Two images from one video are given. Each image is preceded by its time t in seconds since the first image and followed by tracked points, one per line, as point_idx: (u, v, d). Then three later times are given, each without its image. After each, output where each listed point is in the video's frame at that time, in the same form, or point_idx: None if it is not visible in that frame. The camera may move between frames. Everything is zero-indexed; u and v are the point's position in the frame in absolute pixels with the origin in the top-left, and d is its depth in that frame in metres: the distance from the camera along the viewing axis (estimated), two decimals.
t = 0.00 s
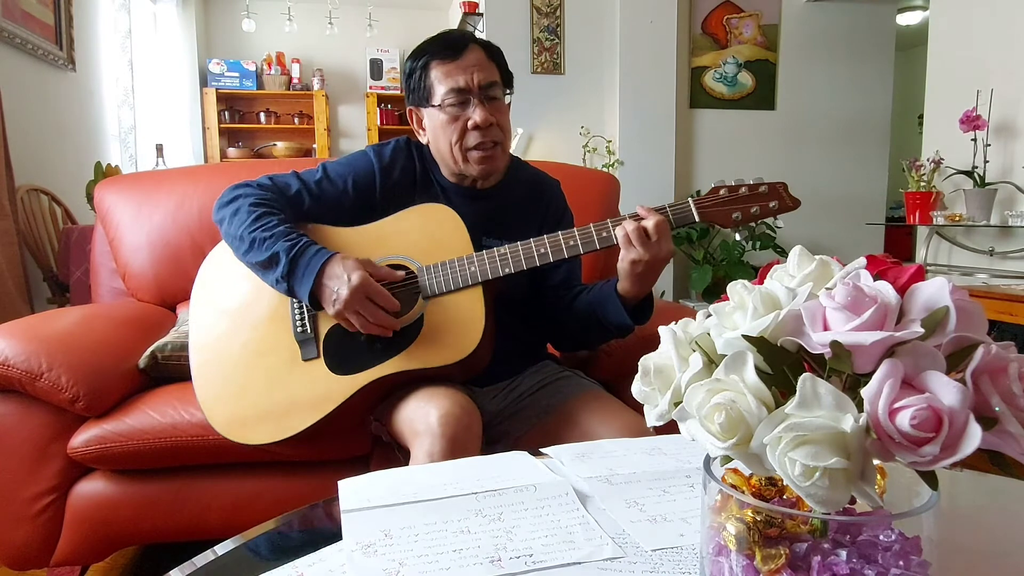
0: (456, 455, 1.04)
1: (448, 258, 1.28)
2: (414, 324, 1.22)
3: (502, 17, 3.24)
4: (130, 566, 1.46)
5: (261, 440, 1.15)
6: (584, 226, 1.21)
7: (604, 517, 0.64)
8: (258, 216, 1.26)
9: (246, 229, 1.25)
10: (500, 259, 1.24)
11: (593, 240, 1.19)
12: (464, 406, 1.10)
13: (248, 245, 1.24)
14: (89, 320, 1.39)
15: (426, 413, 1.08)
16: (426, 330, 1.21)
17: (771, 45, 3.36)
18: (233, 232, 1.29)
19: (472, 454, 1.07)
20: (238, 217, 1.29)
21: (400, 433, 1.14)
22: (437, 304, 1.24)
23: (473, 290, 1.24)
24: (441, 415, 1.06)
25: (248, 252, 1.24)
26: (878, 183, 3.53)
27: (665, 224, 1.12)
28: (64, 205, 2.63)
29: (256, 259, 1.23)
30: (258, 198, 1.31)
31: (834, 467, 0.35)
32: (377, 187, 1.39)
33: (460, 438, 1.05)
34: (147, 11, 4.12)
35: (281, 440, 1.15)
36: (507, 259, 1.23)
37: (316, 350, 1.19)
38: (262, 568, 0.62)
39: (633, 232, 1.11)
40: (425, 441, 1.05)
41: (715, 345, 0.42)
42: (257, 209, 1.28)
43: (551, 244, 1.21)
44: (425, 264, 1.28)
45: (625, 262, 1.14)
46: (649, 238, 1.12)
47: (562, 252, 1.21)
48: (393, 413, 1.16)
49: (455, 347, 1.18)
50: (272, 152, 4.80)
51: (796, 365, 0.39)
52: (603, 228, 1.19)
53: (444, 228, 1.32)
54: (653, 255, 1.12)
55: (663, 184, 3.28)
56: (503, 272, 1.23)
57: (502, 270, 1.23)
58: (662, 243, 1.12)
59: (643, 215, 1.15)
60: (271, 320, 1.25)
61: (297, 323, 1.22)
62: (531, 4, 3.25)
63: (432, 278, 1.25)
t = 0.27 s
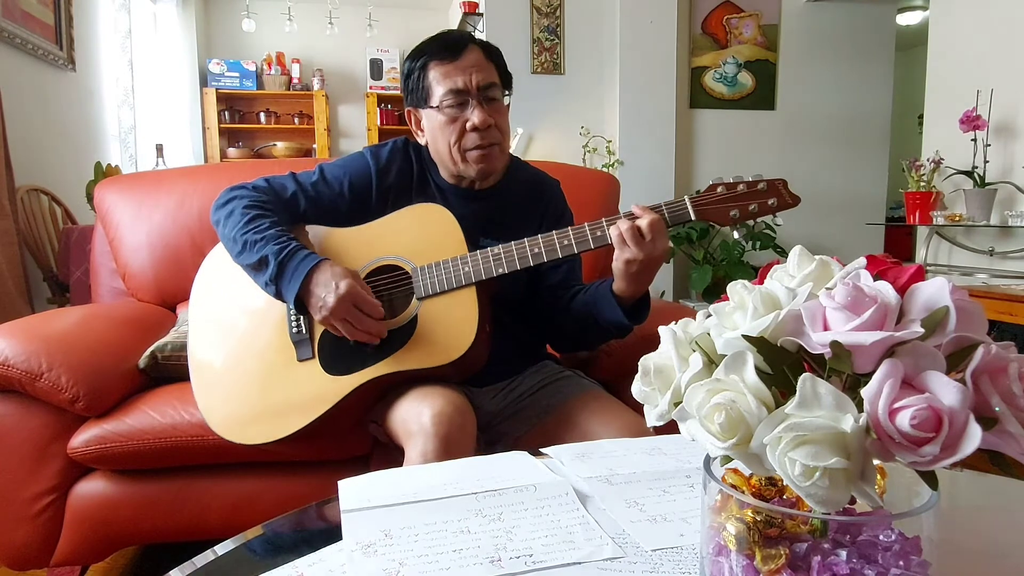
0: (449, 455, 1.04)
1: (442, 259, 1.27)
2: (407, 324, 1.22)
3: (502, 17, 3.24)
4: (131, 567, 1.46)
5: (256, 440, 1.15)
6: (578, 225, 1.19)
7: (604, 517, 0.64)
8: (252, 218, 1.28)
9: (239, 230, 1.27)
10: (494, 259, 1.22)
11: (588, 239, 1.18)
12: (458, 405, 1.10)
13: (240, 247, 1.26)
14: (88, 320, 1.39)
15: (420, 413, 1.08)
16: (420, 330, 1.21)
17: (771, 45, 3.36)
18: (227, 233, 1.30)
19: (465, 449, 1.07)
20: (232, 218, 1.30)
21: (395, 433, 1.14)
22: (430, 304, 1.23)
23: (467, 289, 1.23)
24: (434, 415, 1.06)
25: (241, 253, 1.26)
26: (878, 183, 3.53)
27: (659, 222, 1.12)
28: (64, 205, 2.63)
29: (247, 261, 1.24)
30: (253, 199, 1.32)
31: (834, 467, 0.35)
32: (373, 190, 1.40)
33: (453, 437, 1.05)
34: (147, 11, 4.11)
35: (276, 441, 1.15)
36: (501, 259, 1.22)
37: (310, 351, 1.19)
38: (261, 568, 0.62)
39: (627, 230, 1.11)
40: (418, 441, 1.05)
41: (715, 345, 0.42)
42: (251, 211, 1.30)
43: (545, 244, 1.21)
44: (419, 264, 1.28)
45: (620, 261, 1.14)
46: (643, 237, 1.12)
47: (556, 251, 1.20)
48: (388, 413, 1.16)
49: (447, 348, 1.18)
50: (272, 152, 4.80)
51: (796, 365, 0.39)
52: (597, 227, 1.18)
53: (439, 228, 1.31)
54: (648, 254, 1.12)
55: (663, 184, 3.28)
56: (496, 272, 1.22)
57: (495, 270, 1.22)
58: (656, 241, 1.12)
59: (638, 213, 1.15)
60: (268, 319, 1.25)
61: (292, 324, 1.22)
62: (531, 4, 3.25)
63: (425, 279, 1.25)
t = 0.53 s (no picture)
0: (446, 453, 1.04)
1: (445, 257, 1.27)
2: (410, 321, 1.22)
3: (502, 17, 3.25)
4: (131, 566, 1.46)
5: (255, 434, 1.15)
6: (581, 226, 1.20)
7: (604, 517, 0.64)
8: (255, 210, 1.27)
9: (241, 222, 1.26)
10: (497, 258, 1.23)
11: (591, 241, 1.19)
12: (456, 401, 1.10)
13: (243, 238, 1.24)
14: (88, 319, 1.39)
15: (418, 409, 1.08)
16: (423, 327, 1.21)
17: (771, 45, 3.36)
18: (229, 225, 1.29)
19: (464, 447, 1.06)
20: (235, 210, 1.29)
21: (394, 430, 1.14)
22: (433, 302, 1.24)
23: (470, 288, 1.24)
24: (432, 411, 1.06)
25: (242, 245, 1.25)
26: (878, 183, 3.53)
27: (663, 225, 1.12)
28: (64, 205, 2.63)
29: (249, 253, 1.23)
30: (256, 193, 1.32)
31: (834, 467, 0.35)
32: (376, 187, 1.39)
33: (452, 434, 1.05)
34: (147, 11, 4.11)
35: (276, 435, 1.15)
36: (505, 258, 1.23)
37: (312, 346, 1.19)
38: (261, 567, 0.62)
39: (630, 233, 1.11)
40: (417, 438, 1.05)
41: (715, 345, 0.42)
42: (254, 203, 1.29)
43: (548, 244, 1.21)
44: (422, 262, 1.28)
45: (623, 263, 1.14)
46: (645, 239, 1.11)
47: (559, 252, 1.21)
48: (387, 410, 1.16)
49: (449, 346, 1.18)
50: (272, 152, 4.80)
51: (796, 365, 0.39)
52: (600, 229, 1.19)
53: (442, 227, 1.31)
54: (651, 256, 1.12)
55: (663, 184, 3.28)
56: (499, 272, 1.22)
57: (498, 269, 1.23)
58: (659, 244, 1.12)
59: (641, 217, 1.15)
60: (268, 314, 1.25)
61: (294, 319, 1.22)
62: (531, 4, 3.25)
63: (429, 277, 1.25)
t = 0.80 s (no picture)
0: (463, 452, 1.04)
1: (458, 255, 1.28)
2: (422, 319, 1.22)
3: (502, 18, 3.25)
4: (131, 566, 1.46)
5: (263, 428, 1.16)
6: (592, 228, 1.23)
7: (604, 517, 0.64)
8: (270, 204, 1.26)
9: (256, 216, 1.25)
10: (511, 257, 1.24)
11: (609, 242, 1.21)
12: (470, 399, 1.10)
13: (258, 231, 1.24)
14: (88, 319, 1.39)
15: (433, 407, 1.08)
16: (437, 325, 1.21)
17: (771, 45, 3.36)
18: (242, 219, 1.29)
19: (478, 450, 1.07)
20: (248, 205, 1.29)
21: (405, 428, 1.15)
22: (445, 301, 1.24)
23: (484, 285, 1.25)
24: (448, 410, 1.06)
25: (256, 239, 1.24)
26: (878, 183, 3.53)
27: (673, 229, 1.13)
28: (64, 205, 2.63)
29: (264, 246, 1.22)
30: (269, 187, 1.31)
31: (834, 467, 0.35)
32: (387, 184, 1.39)
33: (468, 432, 1.05)
34: (147, 11, 4.11)
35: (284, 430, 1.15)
36: (518, 257, 1.24)
37: (323, 340, 1.20)
38: (260, 567, 0.62)
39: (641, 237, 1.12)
40: (432, 436, 1.05)
41: (715, 345, 0.42)
42: (268, 198, 1.28)
43: (561, 244, 1.23)
44: (435, 259, 1.28)
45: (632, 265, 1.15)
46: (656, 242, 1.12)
47: (571, 252, 1.23)
48: (400, 407, 1.16)
49: (456, 345, 1.19)
50: (272, 152, 4.80)
51: (796, 365, 0.39)
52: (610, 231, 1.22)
53: (453, 225, 1.32)
54: (661, 258, 1.13)
55: (663, 184, 3.28)
56: (514, 271, 1.23)
57: (513, 268, 1.24)
58: (669, 247, 1.13)
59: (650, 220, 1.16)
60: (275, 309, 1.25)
61: (304, 313, 1.22)
62: (531, 4, 3.25)
63: (443, 273, 1.25)
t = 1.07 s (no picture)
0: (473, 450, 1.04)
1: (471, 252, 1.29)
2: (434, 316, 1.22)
3: (502, 17, 3.25)
4: (131, 566, 1.46)
5: (273, 424, 1.15)
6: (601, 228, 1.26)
7: (604, 517, 0.64)
8: (286, 199, 1.26)
9: (272, 210, 1.25)
10: (524, 254, 1.26)
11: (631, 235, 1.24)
12: (479, 398, 1.10)
13: (275, 225, 1.23)
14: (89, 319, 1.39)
15: (443, 407, 1.08)
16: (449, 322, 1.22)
17: (771, 45, 3.36)
18: (256, 213, 1.28)
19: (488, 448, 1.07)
20: (263, 198, 1.28)
21: (416, 426, 1.15)
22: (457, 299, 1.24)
23: (497, 281, 1.26)
24: (457, 409, 1.06)
25: (273, 232, 1.23)
26: (878, 183, 3.53)
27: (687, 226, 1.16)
28: (64, 205, 2.63)
29: (281, 240, 1.21)
30: (284, 181, 1.31)
31: (834, 467, 0.35)
32: (397, 182, 1.38)
33: (477, 431, 1.05)
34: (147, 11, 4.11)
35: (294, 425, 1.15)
36: (530, 254, 1.26)
37: (337, 335, 1.20)
38: (259, 569, 0.62)
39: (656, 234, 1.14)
40: (441, 433, 1.05)
41: (715, 345, 0.42)
42: (284, 192, 1.28)
43: (572, 242, 1.25)
44: (448, 255, 1.29)
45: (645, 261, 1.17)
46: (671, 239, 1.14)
47: (582, 251, 1.25)
48: (409, 406, 1.17)
49: (461, 345, 1.19)
50: (272, 152, 4.80)
51: (796, 365, 0.39)
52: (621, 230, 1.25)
53: (464, 222, 1.33)
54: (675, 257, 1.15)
55: (663, 184, 3.28)
56: (526, 267, 1.25)
57: (525, 265, 1.25)
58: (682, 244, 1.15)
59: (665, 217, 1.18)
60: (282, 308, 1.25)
61: (317, 308, 1.23)
62: (531, 4, 3.25)
63: (457, 270, 1.26)
